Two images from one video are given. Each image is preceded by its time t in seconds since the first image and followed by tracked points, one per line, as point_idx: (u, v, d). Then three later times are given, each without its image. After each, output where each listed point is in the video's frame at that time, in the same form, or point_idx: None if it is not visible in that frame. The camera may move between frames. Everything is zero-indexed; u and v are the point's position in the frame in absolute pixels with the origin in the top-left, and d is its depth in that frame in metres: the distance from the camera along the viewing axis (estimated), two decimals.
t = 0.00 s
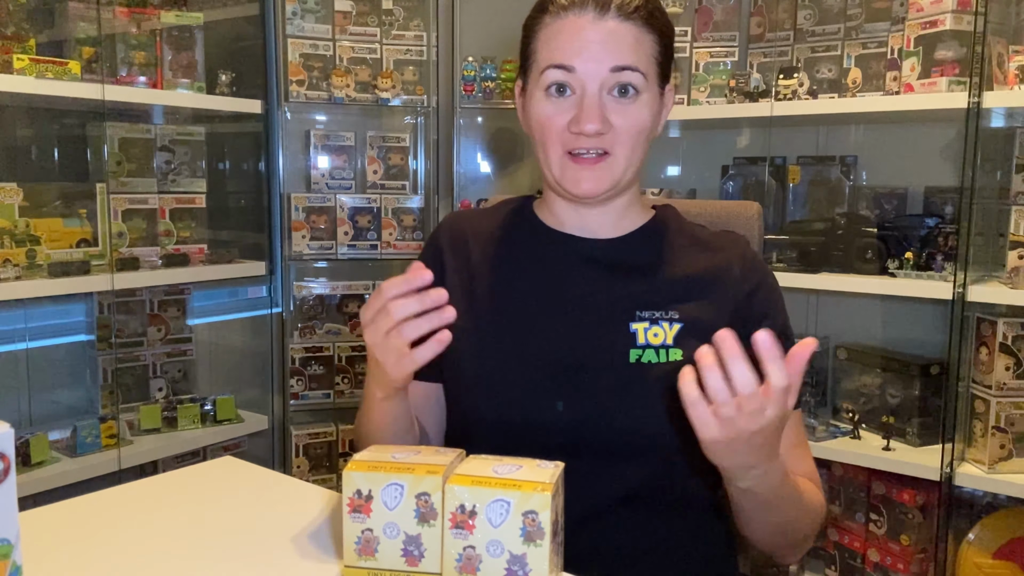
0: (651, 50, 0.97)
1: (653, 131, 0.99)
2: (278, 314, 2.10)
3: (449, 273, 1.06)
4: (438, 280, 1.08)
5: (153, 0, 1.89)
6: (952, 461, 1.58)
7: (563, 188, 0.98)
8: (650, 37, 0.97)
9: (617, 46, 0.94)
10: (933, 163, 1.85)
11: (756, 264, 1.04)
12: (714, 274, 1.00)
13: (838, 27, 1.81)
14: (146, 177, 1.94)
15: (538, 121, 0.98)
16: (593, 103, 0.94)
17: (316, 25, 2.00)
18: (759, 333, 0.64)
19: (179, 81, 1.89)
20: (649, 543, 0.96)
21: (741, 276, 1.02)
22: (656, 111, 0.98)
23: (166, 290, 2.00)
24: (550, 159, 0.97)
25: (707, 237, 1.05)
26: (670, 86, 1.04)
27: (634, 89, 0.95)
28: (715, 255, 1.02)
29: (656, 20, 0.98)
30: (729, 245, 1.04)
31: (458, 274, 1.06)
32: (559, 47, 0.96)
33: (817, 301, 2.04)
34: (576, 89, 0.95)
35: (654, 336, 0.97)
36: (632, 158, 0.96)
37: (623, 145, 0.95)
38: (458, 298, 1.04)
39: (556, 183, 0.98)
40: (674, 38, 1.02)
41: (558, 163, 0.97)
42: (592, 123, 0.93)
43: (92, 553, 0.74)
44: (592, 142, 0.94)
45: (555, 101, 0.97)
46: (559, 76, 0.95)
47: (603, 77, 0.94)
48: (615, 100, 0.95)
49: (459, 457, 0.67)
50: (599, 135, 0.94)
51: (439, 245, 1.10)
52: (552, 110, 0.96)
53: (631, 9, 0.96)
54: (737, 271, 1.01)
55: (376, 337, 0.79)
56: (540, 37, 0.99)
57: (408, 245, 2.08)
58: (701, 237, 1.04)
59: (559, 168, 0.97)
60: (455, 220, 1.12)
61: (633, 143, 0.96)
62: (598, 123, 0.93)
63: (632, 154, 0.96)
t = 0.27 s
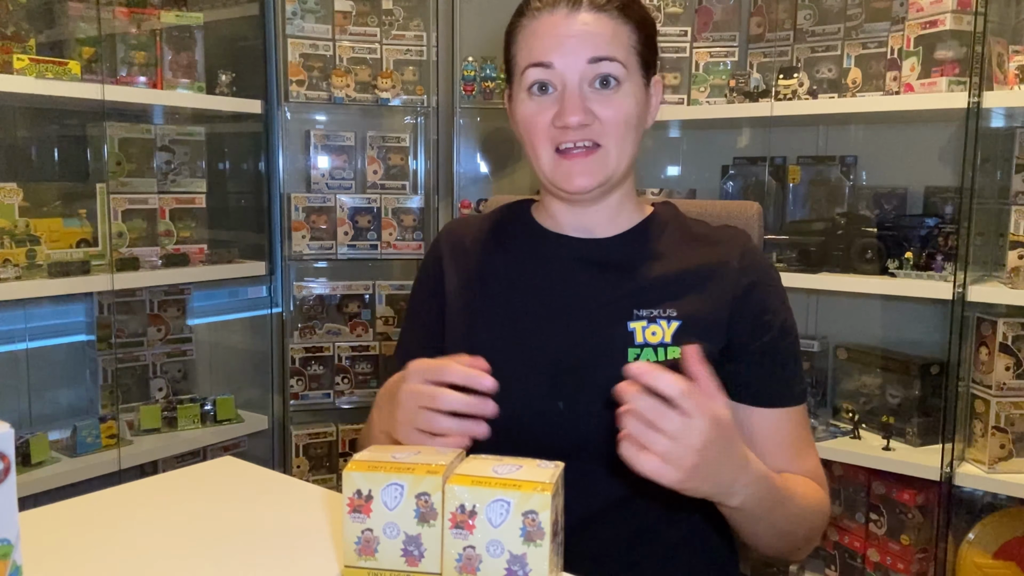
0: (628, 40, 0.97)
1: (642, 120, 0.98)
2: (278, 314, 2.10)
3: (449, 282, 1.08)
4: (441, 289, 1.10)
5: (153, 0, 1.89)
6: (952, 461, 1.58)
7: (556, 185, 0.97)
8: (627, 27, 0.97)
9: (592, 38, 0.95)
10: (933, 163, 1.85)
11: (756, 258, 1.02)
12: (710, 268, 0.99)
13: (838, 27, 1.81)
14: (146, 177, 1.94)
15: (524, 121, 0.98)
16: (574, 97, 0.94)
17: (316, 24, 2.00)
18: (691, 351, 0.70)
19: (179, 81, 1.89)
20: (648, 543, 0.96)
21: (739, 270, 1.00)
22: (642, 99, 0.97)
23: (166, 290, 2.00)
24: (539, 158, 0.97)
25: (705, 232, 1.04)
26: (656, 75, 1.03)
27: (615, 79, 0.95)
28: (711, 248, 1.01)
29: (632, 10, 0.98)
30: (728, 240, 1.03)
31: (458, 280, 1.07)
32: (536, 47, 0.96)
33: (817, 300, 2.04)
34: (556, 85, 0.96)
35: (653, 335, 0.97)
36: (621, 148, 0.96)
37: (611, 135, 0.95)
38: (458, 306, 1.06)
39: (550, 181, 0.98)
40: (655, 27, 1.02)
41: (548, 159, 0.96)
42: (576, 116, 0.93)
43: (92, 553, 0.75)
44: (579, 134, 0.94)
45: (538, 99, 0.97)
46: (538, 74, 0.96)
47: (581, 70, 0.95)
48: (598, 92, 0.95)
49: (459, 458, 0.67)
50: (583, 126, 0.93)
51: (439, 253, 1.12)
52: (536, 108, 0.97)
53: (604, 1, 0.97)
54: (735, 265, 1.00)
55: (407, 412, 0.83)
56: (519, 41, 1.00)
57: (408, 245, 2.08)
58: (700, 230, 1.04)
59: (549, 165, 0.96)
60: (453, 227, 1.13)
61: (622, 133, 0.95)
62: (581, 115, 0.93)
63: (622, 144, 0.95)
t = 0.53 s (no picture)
0: (595, 36, 0.96)
1: (623, 114, 0.97)
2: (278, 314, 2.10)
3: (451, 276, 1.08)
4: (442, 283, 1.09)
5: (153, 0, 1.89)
6: (952, 461, 1.58)
7: (546, 190, 0.98)
8: (592, 24, 0.96)
9: (554, 41, 0.94)
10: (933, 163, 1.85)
11: (761, 265, 1.02)
12: (713, 270, 1.00)
13: (838, 26, 1.81)
14: (146, 177, 1.94)
15: (509, 132, 0.99)
16: (545, 102, 0.94)
17: (316, 24, 2.00)
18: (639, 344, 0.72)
19: (179, 81, 1.89)
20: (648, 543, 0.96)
21: (742, 273, 1.00)
22: (618, 92, 0.96)
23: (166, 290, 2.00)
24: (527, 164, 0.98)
25: (709, 234, 1.04)
26: (642, 64, 1.01)
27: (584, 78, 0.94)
28: (715, 254, 1.01)
29: (596, 6, 0.97)
30: (731, 243, 1.03)
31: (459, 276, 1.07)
32: (505, 57, 0.97)
33: (817, 300, 2.04)
34: (528, 92, 0.96)
35: (655, 334, 0.97)
36: (603, 144, 0.95)
37: (588, 134, 0.94)
38: (459, 301, 1.05)
39: (540, 187, 0.99)
40: (631, 18, 1.00)
41: (535, 165, 0.97)
42: (545, 121, 0.93)
43: (92, 553, 0.75)
44: (555, 138, 0.94)
45: (517, 109, 0.98)
46: (511, 85, 0.97)
47: (549, 74, 0.95)
48: (568, 93, 0.95)
49: (459, 458, 0.67)
50: (557, 130, 0.93)
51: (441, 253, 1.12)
52: (515, 119, 0.98)
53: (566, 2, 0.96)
54: (738, 268, 1.00)
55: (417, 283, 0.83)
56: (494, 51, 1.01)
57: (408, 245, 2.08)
58: (706, 235, 1.04)
59: (536, 171, 0.97)
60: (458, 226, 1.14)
61: (599, 130, 0.94)
62: (552, 119, 0.93)
63: (602, 141, 0.95)
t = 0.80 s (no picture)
0: (597, 42, 0.96)
1: (622, 120, 0.97)
2: (278, 315, 2.10)
3: (450, 277, 1.08)
4: (444, 282, 1.10)
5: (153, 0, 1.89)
6: (951, 461, 1.58)
7: (540, 192, 0.99)
8: (596, 30, 0.96)
9: (557, 45, 0.94)
10: (933, 163, 1.85)
11: (757, 262, 1.01)
12: (706, 269, 0.99)
13: (838, 26, 1.81)
14: (146, 177, 1.94)
15: (506, 132, 0.99)
16: (543, 106, 0.94)
17: (316, 24, 2.00)
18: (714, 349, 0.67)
19: (179, 81, 1.89)
20: (648, 543, 0.96)
21: (737, 273, 0.99)
22: (617, 99, 0.96)
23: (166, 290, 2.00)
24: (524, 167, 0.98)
25: (704, 233, 1.03)
26: (643, 70, 1.01)
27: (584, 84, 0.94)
28: (711, 252, 1.00)
29: (601, 10, 0.97)
30: (727, 242, 1.02)
31: (460, 276, 1.08)
32: (506, 58, 0.97)
33: (817, 300, 2.04)
34: (528, 94, 0.96)
35: (648, 335, 0.97)
36: (599, 150, 0.95)
37: (585, 140, 0.94)
38: (459, 302, 1.06)
39: (535, 189, 0.99)
40: (633, 24, 1.00)
41: (530, 168, 0.97)
42: (544, 126, 0.93)
43: (93, 553, 0.75)
44: (552, 142, 0.94)
45: (515, 110, 0.97)
46: (510, 86, 0.97)
47: (549, 78, 0.94)
48: (568, 98, 0.95)
49: (459, 458, 0.67)
50: (555, 135, 0.93)
51: (443, 252, 1.13)
52: (513, 120, 0.97)
53: (571, 5, 0.96)
54: (733, 269, 0.99)
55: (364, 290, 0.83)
56: (495, 49, 1.01)
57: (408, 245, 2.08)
58: (701, 233, 1.03)
59: (533, 174, 0.97)
60: (459, 227, 1.14)
61: (596, 136, 0.94)
62: (550, 123, 0.93)
63: (597, 148, 0.95)
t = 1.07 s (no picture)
0: (613, 43, 0.96)
1: (629, 123, 0.97)
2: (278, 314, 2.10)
3: (447, 278, 1.07)
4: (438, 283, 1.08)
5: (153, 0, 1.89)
6: (952, 461, 1.58)
7: (540, 189, 0.98)
8: (613, 30, 0.96)
9: (573, 42, 0.94)
10: (933, 163, 1.85)
11: (755, 251, 1.04)
12: (710, 258, 1.01)
13: (838, 26, 1.81)
14: (146, 177, 1.94)
15: (511, 126, 0.98)
16: (555, 102, 0.94)
17: (316, 24, 2.00)
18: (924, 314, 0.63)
19: (179, 81, 1.89)
20: (648, 543, 0.96)
21: (739, 262, 1.02)
22: (627, 102, 0.97)
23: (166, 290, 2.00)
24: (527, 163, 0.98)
25: (703, 224, 1.05)
26: (653, 74, 1.02)
27: (597, 83, 0.94)
28: (715, 239, 1.03)
29: (618, 11, 0.97)
30: (726, 232, 1.05)
31: (456, 278, 1.06)
32: (520, 50, 0.96)
33: (817, 300, 2.04)
34: (538, 90, 0.95)
35: (655, 328, 0.97)
36: (603, 152, 0.96)
37: (591, 142, 0.95)
38: (456, 302, 1.05)
39: (535, 185, 0.99)
40: (648, 28, 1.01)
41: (533, 164, 0.97)
42: (554, 123, 0.92)
43: (91, 554, 0.74)
44: (559, 139, 0.94)
45: (523, 105, 0.97)
46: (521, 79, 0.96)
47: (562, 75, 0.94)
48: (578, 97, 0.94)
49: (459, 458, 0.67)
50: (564, 133, 0.93)
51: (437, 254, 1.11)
52: (519, 114, 0.97)
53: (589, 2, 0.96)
54: (735, 258, 1.02)
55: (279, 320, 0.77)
56: (506, 38, 1.00)
57: (408, 245, 2.08)
58: (698, 223, 1.06)
59: (535, 170, 0.97)
60: (456, 226, 1.13)
61: (602, 137, 0.95)
62: (560, 121, 0.93)
63: (602, 150, 0.95)
